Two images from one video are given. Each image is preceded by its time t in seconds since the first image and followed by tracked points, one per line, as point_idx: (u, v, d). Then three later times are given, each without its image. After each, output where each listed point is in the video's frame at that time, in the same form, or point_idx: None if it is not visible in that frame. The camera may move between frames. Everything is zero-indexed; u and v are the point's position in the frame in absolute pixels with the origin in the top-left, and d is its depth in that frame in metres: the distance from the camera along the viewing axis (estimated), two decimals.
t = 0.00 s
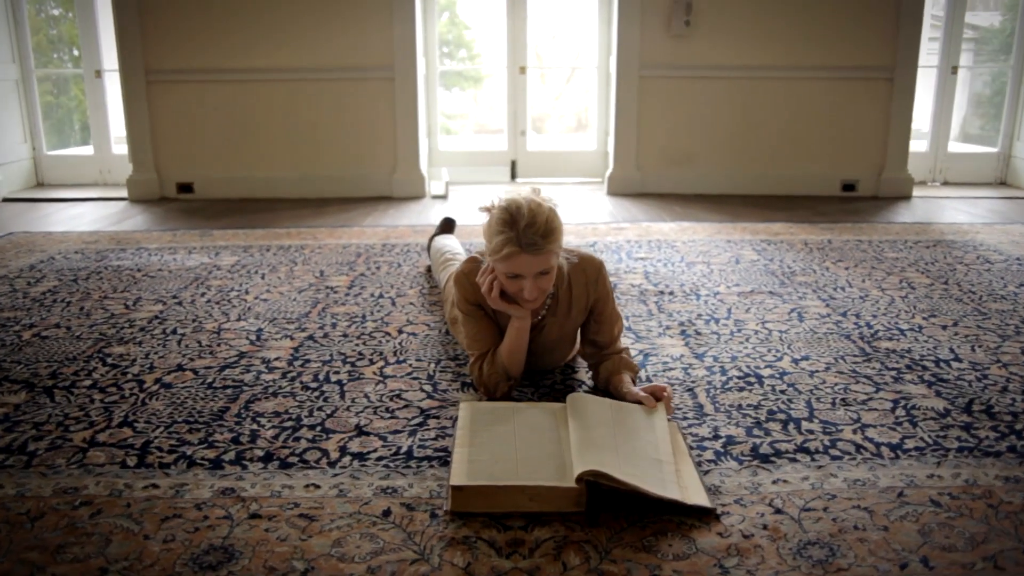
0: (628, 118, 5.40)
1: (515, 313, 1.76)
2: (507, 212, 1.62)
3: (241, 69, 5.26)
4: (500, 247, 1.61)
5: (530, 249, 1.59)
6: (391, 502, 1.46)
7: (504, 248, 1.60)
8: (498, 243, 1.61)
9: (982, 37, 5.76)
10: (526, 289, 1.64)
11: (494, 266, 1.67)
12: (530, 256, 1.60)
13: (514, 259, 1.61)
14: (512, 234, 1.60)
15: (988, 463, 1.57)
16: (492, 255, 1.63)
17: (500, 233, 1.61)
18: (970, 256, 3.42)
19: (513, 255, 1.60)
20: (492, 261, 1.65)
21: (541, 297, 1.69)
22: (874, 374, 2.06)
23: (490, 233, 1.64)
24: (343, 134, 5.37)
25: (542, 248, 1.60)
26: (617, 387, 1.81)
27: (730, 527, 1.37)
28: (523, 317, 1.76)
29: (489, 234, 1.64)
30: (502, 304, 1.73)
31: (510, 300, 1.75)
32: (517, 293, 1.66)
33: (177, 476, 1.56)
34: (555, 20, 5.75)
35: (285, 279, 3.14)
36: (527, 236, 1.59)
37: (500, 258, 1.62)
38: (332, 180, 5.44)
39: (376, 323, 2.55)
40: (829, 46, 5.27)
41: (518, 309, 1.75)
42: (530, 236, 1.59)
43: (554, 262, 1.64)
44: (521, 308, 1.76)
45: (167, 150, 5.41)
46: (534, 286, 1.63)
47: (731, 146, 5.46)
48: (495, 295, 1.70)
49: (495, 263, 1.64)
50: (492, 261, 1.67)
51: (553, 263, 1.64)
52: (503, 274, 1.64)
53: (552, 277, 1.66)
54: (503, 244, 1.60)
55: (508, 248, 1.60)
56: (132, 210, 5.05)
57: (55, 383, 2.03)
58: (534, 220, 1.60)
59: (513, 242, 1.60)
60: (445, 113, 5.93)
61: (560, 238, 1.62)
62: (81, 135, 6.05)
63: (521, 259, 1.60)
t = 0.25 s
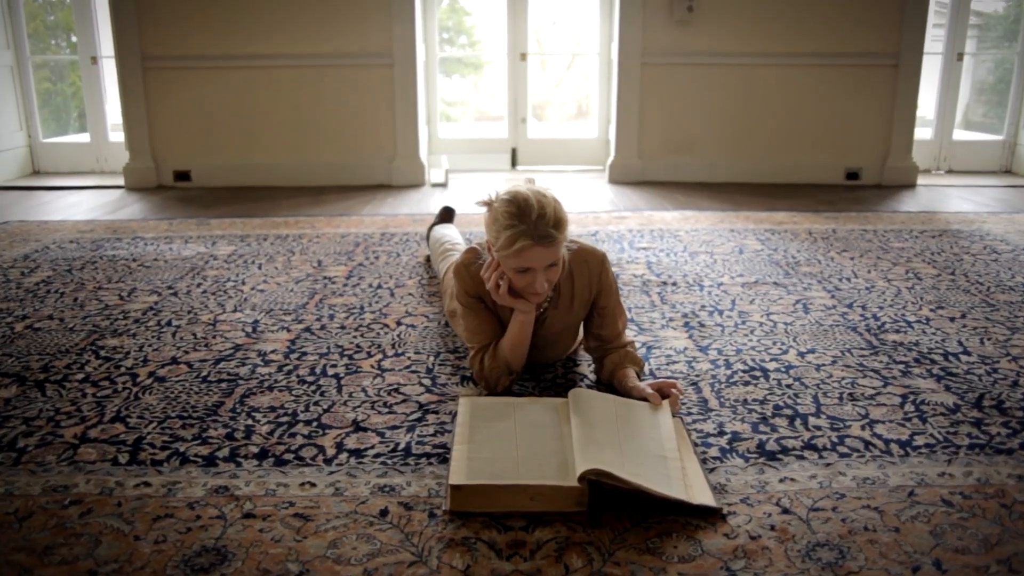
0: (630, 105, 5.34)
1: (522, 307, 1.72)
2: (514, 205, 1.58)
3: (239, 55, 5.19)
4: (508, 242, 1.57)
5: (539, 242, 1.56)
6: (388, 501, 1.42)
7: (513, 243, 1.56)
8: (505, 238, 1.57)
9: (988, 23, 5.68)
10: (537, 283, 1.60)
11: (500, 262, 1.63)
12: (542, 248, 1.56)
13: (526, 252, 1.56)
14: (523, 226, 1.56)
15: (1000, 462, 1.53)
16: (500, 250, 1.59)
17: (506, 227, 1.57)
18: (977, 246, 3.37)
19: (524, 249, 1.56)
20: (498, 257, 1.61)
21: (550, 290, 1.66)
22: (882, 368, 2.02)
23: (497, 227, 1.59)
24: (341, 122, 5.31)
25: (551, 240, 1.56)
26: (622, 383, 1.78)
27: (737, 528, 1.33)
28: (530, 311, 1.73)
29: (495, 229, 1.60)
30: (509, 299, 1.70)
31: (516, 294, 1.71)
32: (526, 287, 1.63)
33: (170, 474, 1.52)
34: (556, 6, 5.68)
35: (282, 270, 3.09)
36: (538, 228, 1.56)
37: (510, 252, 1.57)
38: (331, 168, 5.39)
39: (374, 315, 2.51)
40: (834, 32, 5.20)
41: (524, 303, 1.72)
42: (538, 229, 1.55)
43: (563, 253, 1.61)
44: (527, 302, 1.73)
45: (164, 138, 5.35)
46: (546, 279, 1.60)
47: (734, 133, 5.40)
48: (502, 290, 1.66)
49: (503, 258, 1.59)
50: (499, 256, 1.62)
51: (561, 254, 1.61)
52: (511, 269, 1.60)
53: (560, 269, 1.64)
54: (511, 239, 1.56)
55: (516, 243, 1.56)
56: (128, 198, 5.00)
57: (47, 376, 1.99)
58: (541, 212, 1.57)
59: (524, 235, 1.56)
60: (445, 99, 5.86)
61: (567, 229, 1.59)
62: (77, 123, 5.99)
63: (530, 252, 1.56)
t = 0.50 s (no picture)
0: (632, 92, 5.27)
1: (526, 301, 1.68)
2: (514, 197, 1.54)
3: (236, 41, 5.12)
4: (511, 236, 1.52)
5: (543, 234, 1.52)
6: (385, 500, 1.39)
7: (516, 237, 1.52)
8: (508, 233, 1.52)
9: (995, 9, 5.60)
10: (543, 276, 1.56)
11: (503, 257, 1.58)
12: (545, 241, 1.52)
13: (529, 246, 1.52)
14: (526, 219, 1.51)
15: (1013, 459, 1.49)
16: (503, 245, 1.54)
17: (508, 221, 1.53)
18: (984, 236, 3.33)
19: (528, 242, 1.52)
20: (501, 252, 1.57)
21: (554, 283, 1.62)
22: (890, 361, 1.98)
23: (498, 221, 1.54)
24: (340, 109, 5.25)
25: (555, 232, 1.52)
26: (627, 376, 1.76)
27: (743, 529, 1.29)
28: (534, 304, 1.69)
29: (496, 224, 1.55)
30: (513, 294, 1.66)
31: (519, 288, 1.67)
32: (532, 281, 1.58)
33: (162, 471, 1.49)
34: None
35: (279, 259, 3.05)
36: (540, 221, 1.51)
37: (513, 246, 1.53)
38: (329, 156, 5.33)
39: (372, 306, 2.47)
40: (839, 18, 5.13)
41: (529, 297, 1.68)
42: (541, 221, 1.51)
43: (566, 244, 1.57)
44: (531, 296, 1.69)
45: (161, 125, 5.29)
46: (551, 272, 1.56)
47: (737, 121, 5.34)
48: (507, 286, 1.62)
49: (507, 253, 1.55)
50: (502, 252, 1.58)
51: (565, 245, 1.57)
52: (515, 264, 1.56)
53: (564, 260, 1.60)
54: (514, 233, 1.52)
55: (520, 237, 1.51)
56: (125, 186, 4.95)
57: (39, 370, 1.95)
58: (542, 204, 1.52)
59: (527, 228, 1.51)
60: (445, 86, 5.80)
61: (570, 219, 1.56)
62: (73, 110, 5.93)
63: (535, 246, 1.52)
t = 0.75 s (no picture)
0: (634, 78, 5.21)
1: (530, 295, 1.65)
2: (514, 189, 1.50)
3: (233, 26, 5.06)
4: (513, 230, 1.48)
5: (547, 226, 1.47)
6: (382, 498, 1.35)
7: (519, 230, 1.48)
8: (510, 226, 1.48)
9: None
10: (548, 268, 1.52)
11: (506, 251, 1.55)
12: (549, 232, 1.48)
13: (533, 238, 1.48)
14: (528, 211, 1.47)
15: None
16: (505, 239, 1.50)
17: (510, 214, 1.49)
18: (991, 226, 3.28)
19: (531, 235, 1.48)
20: (503, 246, 1.53)
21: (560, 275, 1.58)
22: (898, 355, 1.94)
23: (499, 215, 1.50)
24: (338, 95, 5.19)
25: (558, 223, 1.48)
26: (632, 369, 1.73)
27: (750, 530, 1.26)
28: (539, 297, 1.65)
29: (497, 218, 1.51)
30: (517, 287, 1.62)
31: (523, 281, 1.63)
32: (537, 274, 1.55)
33: (154, 468, 1.45)
34: None
35: (277, 249, 3.01)
36: (543, 212, 1.47)
37: (517, 239, 1.49)
38: (328, 143, 5.27)
39: (370, 297, 2.43)
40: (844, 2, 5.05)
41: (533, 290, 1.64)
42: (543, 213, 1.47)
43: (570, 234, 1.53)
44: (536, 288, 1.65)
45: (157, 111, 5.23)
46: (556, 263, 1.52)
47: (740, 107, 5.28)
48: (511, 280, 1.58)
49: (509, 246, 1.51)
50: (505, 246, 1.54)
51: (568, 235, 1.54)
52: (519, 257, 1.52)
53: (568, 251, 1.56)
54: (516, 226, 1.48)
55: (523, 230, 1.47)
56: (121, 173, 4.90)
57: (30, 363, 1.92)
58: (543, 195, 1.49)
59: (530, 220, 1.47)
60: (446, 72, 5.73)
61: (573, 208, 1.51)
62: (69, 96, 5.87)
63: (538, 238, 1.48)
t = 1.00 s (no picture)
0: (636, 64, 5.15)
1: (532, 287, 1.61)
2: (512, 180, 1.46)
3: (231, 12, 4.99)
4: (513, 222, 1.44)
5: (547, 217, 1.43)
6: (380, 497, 1.32)
7: (518, 222, 1.44)
8: (509, 218, 1.44)
9: None
10: (551, 260, 1.48)
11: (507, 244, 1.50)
12: (549, 223, 1.44)
13: (533, 230, 1.44)
14: (527, 202, 1.43)
15: None
16: (505, 231, 1.46)
17: (509, 206, 1.45)
18: (998, 214, 3.23)
19: (531, 226, 1.43)
20: (503, 239, 1.49)
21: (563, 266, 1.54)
22: (906, 347, 1.90)
23: (498, 208, 1.46)
24: (337, 81, 5.13)
25: (559, 213, 1.44)
26: (635, 363, 1.69)
27: (757, 531, 1.23)
28: (541, 289, 1.61)
29: (496, 210, 1.47)
30: (519, 280, 1.58)
31: (525, 274, 1.59)
32: (539, 266, 1.50)
33: (147, 466, 1.42)
34: None
35: (274, 237, 2.96)
36: (542, 202, 1.43)
37: (517, 232, 1.45)
38: (326, 129, 5.22)
39: (369, 287, 2.39)
40: None
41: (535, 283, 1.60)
42: (542, 203, 1.43)
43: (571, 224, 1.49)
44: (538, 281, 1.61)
45: (153, 97, 5.17)
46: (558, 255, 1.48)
47: (743, 93, 5.22)
48: (513, 272, 1.54)
49: (510, 239, 1.47)
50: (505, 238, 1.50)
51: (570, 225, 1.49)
52: (520, 250, 1.48)
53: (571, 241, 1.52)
54: (515, 218, 1.44)
55: (522, 221, 1.43)
56: (118, 160, 4.84)
57: (21, 355, 1.88)
58: (542, 185, 1.44)
59: (530, 211, 1.43)
60: (446, 56, 5.67)
61: (573, 197, 1.47)
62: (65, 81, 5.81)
63: (539, 229, 1.44)
